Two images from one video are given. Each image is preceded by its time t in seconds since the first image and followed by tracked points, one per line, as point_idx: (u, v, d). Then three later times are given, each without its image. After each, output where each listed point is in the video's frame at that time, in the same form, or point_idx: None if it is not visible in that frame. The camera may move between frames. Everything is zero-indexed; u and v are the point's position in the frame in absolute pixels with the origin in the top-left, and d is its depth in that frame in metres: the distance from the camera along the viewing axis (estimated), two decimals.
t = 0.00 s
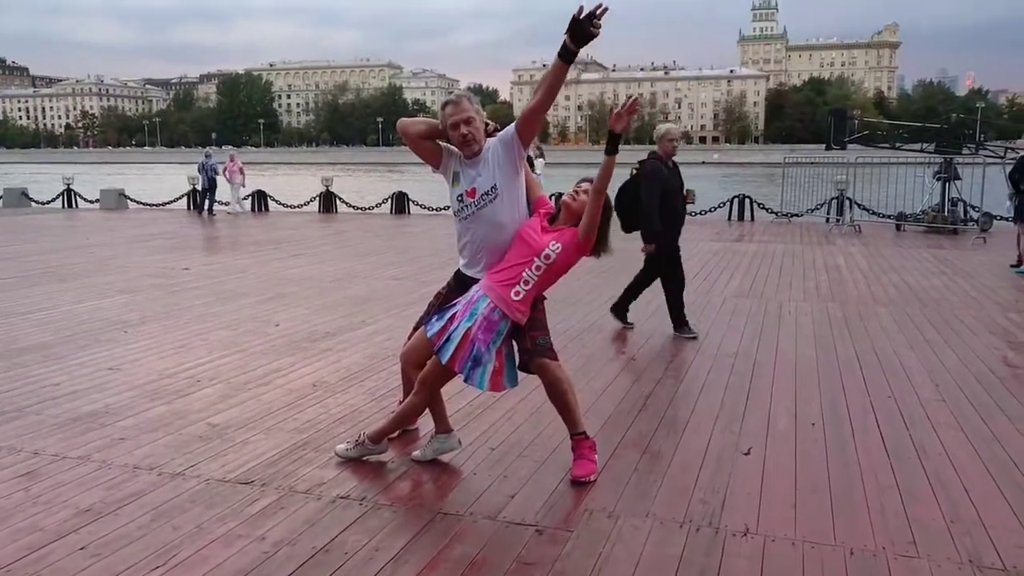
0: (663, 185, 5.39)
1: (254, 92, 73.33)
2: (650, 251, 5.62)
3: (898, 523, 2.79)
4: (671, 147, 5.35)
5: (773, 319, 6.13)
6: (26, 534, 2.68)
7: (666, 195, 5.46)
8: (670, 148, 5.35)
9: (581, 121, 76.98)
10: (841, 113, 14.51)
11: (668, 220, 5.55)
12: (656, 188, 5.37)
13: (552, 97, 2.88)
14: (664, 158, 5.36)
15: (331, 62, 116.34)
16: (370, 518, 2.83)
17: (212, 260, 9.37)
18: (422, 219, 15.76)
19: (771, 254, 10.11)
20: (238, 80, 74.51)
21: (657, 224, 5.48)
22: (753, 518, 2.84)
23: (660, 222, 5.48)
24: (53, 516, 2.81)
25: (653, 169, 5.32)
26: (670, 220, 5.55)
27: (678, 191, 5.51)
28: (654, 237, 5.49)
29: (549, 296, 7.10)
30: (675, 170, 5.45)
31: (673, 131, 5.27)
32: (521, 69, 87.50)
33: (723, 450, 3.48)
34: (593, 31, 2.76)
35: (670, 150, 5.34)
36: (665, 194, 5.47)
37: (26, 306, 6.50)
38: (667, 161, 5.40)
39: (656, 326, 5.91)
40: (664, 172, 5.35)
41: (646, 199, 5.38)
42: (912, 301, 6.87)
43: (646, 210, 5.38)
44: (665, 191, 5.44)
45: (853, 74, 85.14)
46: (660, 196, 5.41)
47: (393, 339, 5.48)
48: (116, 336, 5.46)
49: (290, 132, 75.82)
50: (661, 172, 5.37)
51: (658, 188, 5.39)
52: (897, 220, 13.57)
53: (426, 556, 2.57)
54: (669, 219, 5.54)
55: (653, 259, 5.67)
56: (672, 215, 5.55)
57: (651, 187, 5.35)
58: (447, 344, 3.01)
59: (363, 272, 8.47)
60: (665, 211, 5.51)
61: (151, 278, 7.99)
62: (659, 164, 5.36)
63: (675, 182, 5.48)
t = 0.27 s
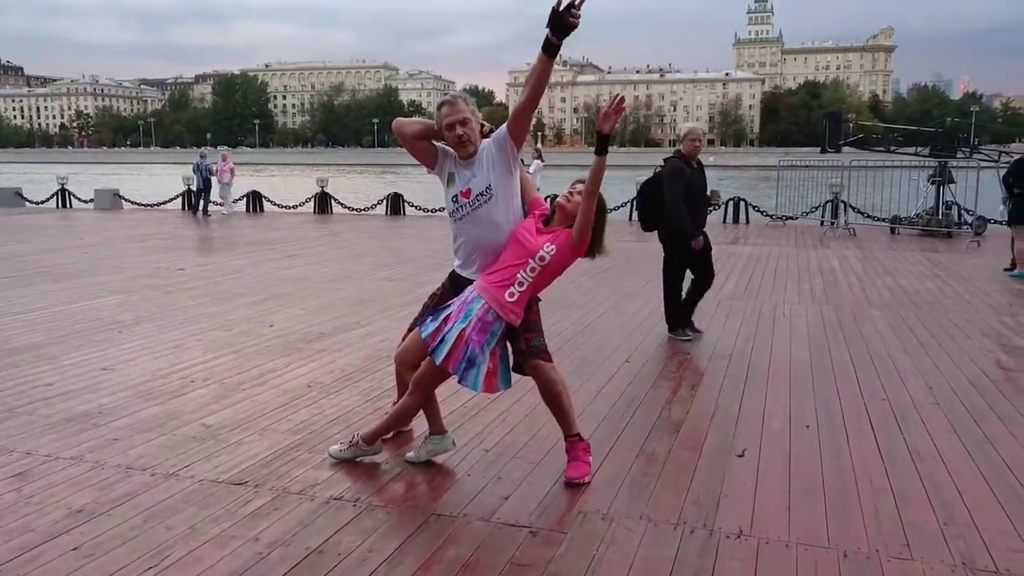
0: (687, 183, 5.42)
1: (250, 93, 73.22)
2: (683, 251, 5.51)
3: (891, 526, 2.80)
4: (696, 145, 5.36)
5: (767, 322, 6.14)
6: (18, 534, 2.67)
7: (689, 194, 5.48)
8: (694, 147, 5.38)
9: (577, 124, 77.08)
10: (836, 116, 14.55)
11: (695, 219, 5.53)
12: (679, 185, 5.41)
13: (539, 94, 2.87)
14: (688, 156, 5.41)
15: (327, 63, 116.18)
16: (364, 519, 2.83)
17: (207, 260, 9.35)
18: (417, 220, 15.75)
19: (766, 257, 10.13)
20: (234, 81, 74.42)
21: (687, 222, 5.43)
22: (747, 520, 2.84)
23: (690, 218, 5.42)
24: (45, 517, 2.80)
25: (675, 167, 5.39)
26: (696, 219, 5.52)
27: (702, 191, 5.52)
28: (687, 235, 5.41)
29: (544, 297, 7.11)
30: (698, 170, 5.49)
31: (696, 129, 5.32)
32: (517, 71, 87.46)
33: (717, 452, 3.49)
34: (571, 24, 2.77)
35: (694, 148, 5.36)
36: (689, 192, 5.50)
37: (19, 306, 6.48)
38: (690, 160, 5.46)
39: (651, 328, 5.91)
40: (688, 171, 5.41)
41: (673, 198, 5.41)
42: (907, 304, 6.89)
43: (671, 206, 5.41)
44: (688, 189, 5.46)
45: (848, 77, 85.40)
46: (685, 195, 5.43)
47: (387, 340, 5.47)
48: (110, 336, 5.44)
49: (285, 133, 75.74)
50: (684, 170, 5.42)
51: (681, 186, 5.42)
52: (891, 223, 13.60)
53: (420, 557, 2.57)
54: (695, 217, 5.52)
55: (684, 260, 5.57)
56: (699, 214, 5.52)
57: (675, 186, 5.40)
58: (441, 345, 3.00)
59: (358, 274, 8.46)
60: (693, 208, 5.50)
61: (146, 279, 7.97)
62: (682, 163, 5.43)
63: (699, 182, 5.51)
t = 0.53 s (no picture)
0: (716, 187, 5.17)
1: (248, 92, 73.11)
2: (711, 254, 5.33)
3: (887, 526, 2.80)
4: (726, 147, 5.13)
5: (764, 322, 6.14)
6: (12, 534, 2.66)
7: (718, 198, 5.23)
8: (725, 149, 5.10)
9: (575, 124, 77.08)
10: (834, 117, 14.55)
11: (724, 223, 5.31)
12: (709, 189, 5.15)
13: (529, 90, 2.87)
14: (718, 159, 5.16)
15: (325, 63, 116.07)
16: (359, 518, 2.82)
17: (204, 259, 9.34)
18: (415, 220, 15.74)
19: (763, 258, 10.13)
20: (231, 80, 74.31)
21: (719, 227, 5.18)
22: (743, 520, 2.84)
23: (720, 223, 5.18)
24: (39, 516, 2.79)
25: (705, 170, 5.14)
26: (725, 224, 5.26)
27: (731, 195, 5.26)
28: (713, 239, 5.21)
29: (542, 297, 7.10)
30: (727, 173, 5.23)
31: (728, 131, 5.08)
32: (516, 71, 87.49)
33: (714, 452, 3.49)
34: (555, 16, 2.77)
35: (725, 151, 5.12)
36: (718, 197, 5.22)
37: (15, 305, 6.46)
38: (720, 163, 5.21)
39: (648, 329, 5.91)
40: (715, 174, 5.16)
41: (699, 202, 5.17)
42: (904, 305, 6.89)
43: (697, 209, 5.16)
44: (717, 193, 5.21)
45: (846, 79, 85.49)
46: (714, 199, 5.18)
47: (384, 340, 5.46)
48: (105, 335, 5.43)
49: (283, 133, 75.65)
50: (714, 173, 5.17)
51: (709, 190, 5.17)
52: (888, 224, 13.62)
53: (415, 557, 2.56)
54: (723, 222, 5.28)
55: (713, 265, 5.36)
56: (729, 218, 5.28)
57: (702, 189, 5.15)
58: (438, 345, 3.00)
59: (355, 273, 8.45)
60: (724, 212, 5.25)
61: (142, 278, 7.95)
62: (711, 166, 5.18)
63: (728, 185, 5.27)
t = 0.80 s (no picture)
0: (745, 184, 5.09)
1: (244, 91, 72.99)
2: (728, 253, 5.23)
3: (882, 526, 2.81)
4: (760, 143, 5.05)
5: (760, 322, 6.15)
6: (6, 532, 2.65)
7: (747, 196, 5.14)
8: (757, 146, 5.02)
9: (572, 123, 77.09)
10: (830, 117, 14.57)
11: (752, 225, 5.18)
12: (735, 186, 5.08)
13: (519, 86, 2.88)
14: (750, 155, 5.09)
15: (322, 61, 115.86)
16: (355, 517, 2.82)
17: (200, 258, 9.33)
18: (411, 219, 15.73)
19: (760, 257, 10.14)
20: (228, 79, 74.19)
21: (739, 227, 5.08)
22: (738, 519, 2.84)
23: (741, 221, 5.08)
24: (34, 514, 2.79)
25: (734, 164, 5.07)
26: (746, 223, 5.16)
27: (760, 195, 5.15)
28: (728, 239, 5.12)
29: (538, 296, 7.10)
30: (761, 171, 5.15)
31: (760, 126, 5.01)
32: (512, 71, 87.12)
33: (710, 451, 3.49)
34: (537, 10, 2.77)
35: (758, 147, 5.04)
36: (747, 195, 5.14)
37: (10, 302, 6.45)
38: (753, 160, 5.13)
39: (645, 328, 5.91)
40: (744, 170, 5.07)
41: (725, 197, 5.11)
42: (899, 305, 6.91)
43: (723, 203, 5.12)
44: (746, 190, 5.13)
45: (843, 79, 85.59)
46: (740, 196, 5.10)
47: (380, 339, 5.46)
48: (101, 334, 5.42)
49: (280, 132, 75.56)
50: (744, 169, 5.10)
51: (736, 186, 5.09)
52: (884, 224, 13.64)
53: (411, 556, 2.56)
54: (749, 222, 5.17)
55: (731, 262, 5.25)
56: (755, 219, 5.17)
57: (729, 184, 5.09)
58: (434, 344, 3.00)
59: (352, 272, 8.44)
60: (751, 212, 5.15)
61: (137, 276, 7.94)
62: (743, 161, 5.11)
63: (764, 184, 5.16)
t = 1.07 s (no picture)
0: (764, 187, 4.95)
1: (238, 89, 72.81)
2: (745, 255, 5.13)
3: (875, 525, 2.81)
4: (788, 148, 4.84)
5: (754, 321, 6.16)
6: None
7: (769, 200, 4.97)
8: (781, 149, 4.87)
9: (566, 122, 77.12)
10: (824, 117, 14.59)
11: (772, 232, 5.01)
12: (756, 190, 4.96)
13: (505, 80, 2.88)
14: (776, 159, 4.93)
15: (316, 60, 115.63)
16: (348, 516, 2.81)
17: (193, 256, 9.30)
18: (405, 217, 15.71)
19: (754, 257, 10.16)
20: (222, 77, 74.00)
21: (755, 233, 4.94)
22: (732, 518, 2.84)
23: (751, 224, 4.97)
24: (25, 513, 2.77)
25: (759, 167, 4.95)
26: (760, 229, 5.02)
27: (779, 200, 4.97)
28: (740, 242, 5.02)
29: (532, 295, 7.10)
30: (786, 176, 4.96)
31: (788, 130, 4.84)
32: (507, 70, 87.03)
33: (704, 450, 3.49)
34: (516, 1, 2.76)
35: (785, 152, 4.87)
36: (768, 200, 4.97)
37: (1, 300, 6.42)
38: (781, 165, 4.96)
39: (639, 327, 5.92)
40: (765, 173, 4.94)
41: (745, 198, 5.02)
42: (893, 305, 6.93)
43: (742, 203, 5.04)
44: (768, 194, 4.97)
45: (836, 79, 85.81)
46: (761, 200, 4.97)
47: (373, 337, 5.45)
48: (93, 332, 5.39)
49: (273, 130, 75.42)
50: (769, 173, 4.96)
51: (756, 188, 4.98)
52: (878, 224, 13.67)
53: (404, 555, 2.55)
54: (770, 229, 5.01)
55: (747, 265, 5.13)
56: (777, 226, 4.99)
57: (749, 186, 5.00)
58: (428, 343, 2.99)
59: (345, 270, 8.43)
60: (772, 218, 4.99)
61: (130, 274, 7.91)
62: (770, 164, 4.96)
63: (790, 192, 4.98)
